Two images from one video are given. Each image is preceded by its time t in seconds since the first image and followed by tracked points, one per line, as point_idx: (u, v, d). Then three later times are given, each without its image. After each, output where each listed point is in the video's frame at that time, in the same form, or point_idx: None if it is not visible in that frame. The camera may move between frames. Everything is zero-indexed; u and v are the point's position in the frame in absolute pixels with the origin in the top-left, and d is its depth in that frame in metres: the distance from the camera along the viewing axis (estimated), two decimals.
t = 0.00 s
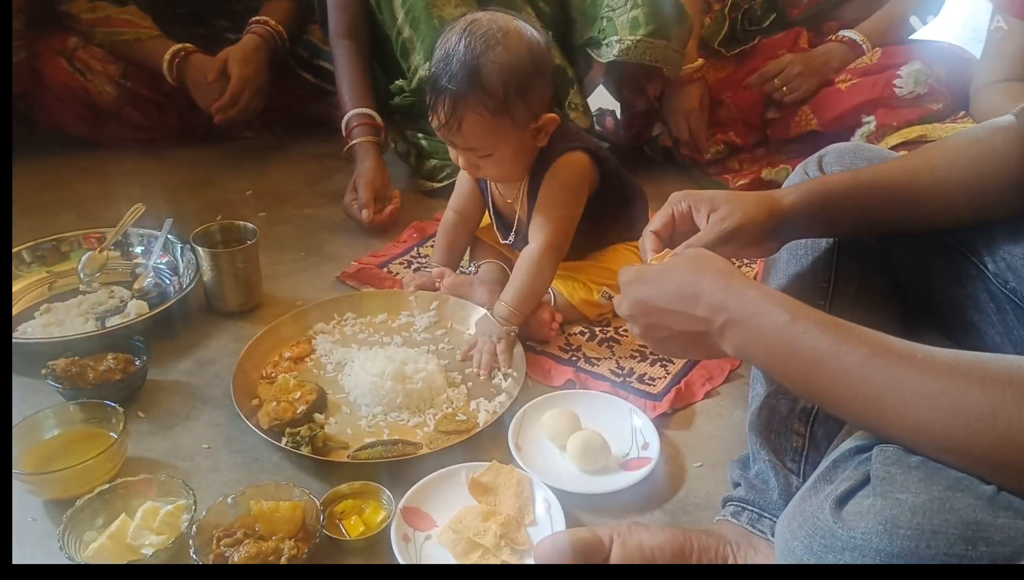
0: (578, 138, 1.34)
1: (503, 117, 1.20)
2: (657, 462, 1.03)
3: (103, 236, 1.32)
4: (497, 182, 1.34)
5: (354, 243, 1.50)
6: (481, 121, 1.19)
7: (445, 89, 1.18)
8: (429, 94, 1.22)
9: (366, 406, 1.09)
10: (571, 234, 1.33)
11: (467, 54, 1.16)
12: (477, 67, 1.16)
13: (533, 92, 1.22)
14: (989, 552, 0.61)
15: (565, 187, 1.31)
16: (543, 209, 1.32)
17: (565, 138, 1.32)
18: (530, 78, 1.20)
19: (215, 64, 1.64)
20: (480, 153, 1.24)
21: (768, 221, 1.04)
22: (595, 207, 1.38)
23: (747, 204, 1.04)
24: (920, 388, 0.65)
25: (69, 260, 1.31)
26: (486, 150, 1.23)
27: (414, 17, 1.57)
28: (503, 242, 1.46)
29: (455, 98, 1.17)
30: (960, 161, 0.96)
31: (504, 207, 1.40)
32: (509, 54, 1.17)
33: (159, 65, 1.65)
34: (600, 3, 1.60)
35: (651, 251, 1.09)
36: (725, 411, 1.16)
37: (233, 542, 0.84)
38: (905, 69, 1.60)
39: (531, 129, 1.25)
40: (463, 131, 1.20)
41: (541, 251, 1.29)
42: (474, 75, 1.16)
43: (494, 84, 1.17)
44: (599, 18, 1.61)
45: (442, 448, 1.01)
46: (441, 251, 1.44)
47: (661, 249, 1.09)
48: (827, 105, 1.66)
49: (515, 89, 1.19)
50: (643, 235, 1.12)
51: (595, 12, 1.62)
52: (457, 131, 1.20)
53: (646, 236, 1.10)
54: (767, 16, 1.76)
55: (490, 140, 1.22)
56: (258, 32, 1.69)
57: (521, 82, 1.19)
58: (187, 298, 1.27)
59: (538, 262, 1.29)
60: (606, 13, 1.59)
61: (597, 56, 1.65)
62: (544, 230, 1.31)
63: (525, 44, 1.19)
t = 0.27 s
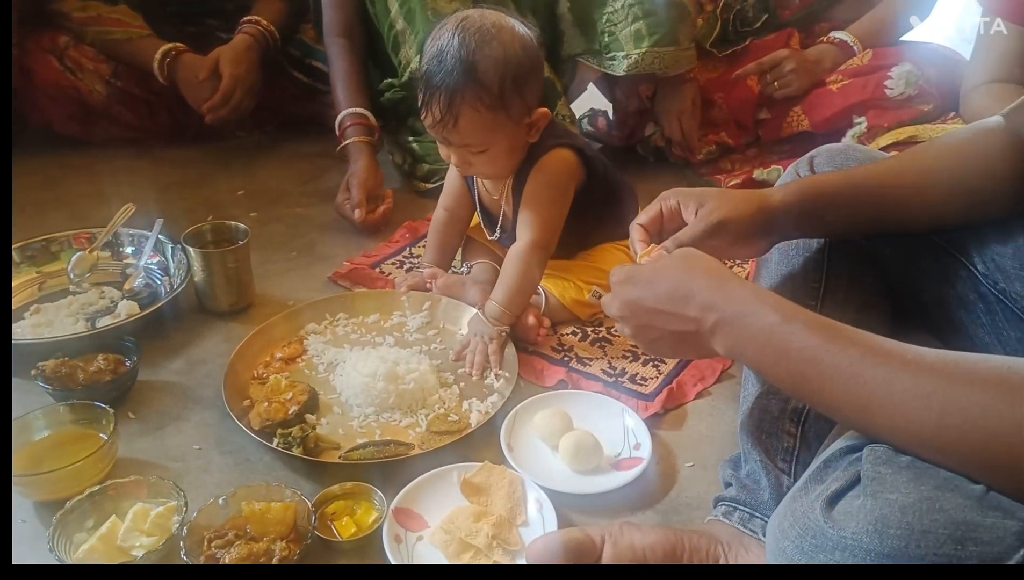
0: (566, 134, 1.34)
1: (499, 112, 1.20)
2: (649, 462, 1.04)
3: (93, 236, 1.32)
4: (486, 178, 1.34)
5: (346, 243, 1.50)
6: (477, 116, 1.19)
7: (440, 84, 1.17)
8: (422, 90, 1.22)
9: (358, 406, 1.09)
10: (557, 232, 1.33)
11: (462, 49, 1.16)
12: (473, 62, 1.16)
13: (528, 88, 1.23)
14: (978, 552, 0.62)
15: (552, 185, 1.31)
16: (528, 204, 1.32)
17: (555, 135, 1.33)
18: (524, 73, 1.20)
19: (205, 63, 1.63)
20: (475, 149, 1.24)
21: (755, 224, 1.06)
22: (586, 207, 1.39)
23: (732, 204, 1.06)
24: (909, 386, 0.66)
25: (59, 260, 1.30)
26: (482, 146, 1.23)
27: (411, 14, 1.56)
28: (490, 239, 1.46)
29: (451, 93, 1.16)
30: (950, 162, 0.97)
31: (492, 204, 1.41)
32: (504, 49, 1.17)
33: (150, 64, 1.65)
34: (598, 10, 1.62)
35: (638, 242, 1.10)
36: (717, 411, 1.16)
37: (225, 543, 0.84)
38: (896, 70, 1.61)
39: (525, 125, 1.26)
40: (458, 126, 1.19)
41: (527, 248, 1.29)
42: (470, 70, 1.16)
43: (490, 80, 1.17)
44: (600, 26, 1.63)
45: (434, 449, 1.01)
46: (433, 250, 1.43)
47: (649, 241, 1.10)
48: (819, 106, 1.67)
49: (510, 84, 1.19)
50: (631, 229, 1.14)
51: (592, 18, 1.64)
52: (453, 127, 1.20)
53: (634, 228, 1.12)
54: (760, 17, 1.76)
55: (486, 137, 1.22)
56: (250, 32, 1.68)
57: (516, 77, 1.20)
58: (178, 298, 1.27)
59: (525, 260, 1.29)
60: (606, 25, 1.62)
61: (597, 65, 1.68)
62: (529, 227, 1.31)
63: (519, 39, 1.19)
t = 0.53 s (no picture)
0: (557, 134, 1.34)
1: (493, 111, 1.20)
2: (641, 462, 1.03)
3: (82, 235, 1.30)
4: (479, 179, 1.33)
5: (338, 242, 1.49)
6: (472, 117, 1.19)
7: (433, 84, 1.17)
8: (415, 91, 1.21)
9: (350, 406, 1.09)
10: (551, 234, 1.32)
11: (456, 49, 1.16)
12: (466, 62, 1.16)
13: (522, 87, 1.22)
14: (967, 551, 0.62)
15: (545, 186, 1.31)
16: (521, 205, 1.32)
17: (548, 136, 1.33)
18: (518, 72, 1.20)
19: (195, 62, 1.61)
20: (469, 150, 1.23)
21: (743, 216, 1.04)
22: (578, 206, 1.39)
23: (720, 192, 1.05)
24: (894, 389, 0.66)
25: (48, 260, 1.29)
26: (476, 146, 1.23)
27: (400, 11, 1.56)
28: (480, 238, 1.46)
29: (445, 93, 1.16)
30: (936, 162, 0.97)
31: (485, 203, 1.40)
32: (497, 47, 1.17)
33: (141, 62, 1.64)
34: (570, 20, 1.60)
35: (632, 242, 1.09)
36: (709, 410, 1.16)
37: (214, 544, 0.83)
38: (887, 70, 1.61)
39: (519, 124, 1.26)
40: (452, 127, 1.19)
41: (522, 248, 1.29)
42: (464, 70, 1.16)
43: (484, 80, 1.17)
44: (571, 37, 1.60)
45: (425, 449, 1.01)
46: (425, 249, 1.43)
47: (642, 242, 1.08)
48: (811, 106, 1.68)
49: (504, 83, 1.19)
50: (622, 231, 1.14)
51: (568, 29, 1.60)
52: (447, 128, 1.19)
53: (625, 229, 1.12)
54: (751, 17, 1.76)
55: (480, 136, 1.22)
56: (241, 29, 1.65)
57: (510, 76, 1.20)
58: (169, 297, 1.26)
59: (520, 260, 1.29)
60: (577, 36, 1.60)
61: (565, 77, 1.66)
62: (524, 227, 1.30)
63: (512, 38, 1.19)
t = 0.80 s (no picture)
0: (553, 137, 1.34)
1: (494, 113, 1.20)
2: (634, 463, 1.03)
3: (73, 234, 1.30)
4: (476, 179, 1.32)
5: (330, 242, 1.49)
6: (472, 118, 1.18)
7: (434, 86, 1.16)
8: (414, 93, 1.21)
9: (342, 406, 1.08)
10: (545, 236, 1.33)
11: (457, 52, 1.15)
12: (468, 64, 1.15)
13: (522, 90, 1.22)
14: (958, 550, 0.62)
15: (540, 186, 1.31)
16: (516, 207, 1.32)
17: (544, 137, 1.33)
18: (519, 76, 1.20)
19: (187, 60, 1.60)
20: (467, 150, 1.23)
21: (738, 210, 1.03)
22: (571, 206, 1.39)
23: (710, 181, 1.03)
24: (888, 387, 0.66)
25: (38, 259, 1.28)
26: (474, 146, 1.22)
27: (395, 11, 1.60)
28: (475, 239, 1.46)
29: (446, 95, 1.16)
30: (925, 160, 0.97)
31: (479, 204, 1.41)
32: (500, 50, 1.17)
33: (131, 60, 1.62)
34: (565, 28, 1.65)
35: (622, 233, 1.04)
36: (701, 409, 1.16)
37: (206, 546, 0.83)
38: (879, 70, 1.63)
39: (518, 127, 1.26)
40: (452, 128, 1.19)
41: (517, 249, 1.29)
42: (466, 73, 1.15)
43: (485, 81, 1.16)
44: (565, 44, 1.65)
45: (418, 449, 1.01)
46: (418, 249, 1.43)
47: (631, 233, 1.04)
48: (803, 106, 1.70)
49: (505, 85, 1.19)
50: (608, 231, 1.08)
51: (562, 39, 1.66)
52: (446, 128, 1.19)
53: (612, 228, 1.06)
54: (744, 16, 1.66)
55: (479, 137, 1.21)
56: (233, 28, 1.66)
57: (511, 80, 1.19)
58: (160, 297, 1.26)
59: (516, 260, 1.29)
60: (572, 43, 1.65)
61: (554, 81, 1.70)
62: (519, 227, 1.31)
63: (515, 42, 1.19)
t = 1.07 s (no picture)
0: (549, 133, 1.34)
1: (494, 103, 1.19)
2: (628, 460, 1.04)
3: (65, 232, 1.29)
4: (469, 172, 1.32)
5: (324, 239, 1.48)
6: (473, 107, 1.17)
7: (438, 71, 1.14)
8: (416, 72, 1.18)
9: (337, 404, 1.08)
10: (537, 231, 1.33)
11: (465, 38, 1.13)
12: (474, 52, 1.13)
13: (524, 82, 1.22)
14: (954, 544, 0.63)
15: (535, 182, 1.31)
16: (509, 201, 1.31)
17: (540, 133, 1.33)
18: (522, 67, 1.19)
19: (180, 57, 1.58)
20: (463, 138, 1.22)
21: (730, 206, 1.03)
22: (565, 203, 1.39)
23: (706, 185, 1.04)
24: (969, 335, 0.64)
25: (29, 256, 1.26)
26: (472, 136, 1.22)
27: None
28: (469, 235, 1.44)
29: (449, 81, 1.14)
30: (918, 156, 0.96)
31: (473, 200, 1.40)
32: (506, 41, 1.15)
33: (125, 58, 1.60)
34: (563, 35, 1.56)
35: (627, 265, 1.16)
36: (696, 407, 1.16)
37: (200, 543, 0.83)
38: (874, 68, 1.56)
39: (516, 120, 1.26)
40: (453, 115, 1.18)
41: (508, 244, 1.30)
42: (472, 60, 1.14)
43: (490, 72, 1.15)
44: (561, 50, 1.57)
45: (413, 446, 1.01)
46: (412, 247, 1.43)
47: (632, 256, 1.15)
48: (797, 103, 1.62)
49: (508, 77, 1.18)
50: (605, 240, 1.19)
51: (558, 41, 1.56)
52: (446, 113, 1.18)
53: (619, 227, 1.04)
54: (738, 14, 1.74)
55: (478, 127, 1.21)
56: (225, 25, 1.62)
57: (514, 71, 1.19)
58: (153, 295, 1.25)
59: (507, 256, 1.29)
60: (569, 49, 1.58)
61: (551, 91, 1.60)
62: (511, 221, 1.31)
63: (520, 31, 1.17)
